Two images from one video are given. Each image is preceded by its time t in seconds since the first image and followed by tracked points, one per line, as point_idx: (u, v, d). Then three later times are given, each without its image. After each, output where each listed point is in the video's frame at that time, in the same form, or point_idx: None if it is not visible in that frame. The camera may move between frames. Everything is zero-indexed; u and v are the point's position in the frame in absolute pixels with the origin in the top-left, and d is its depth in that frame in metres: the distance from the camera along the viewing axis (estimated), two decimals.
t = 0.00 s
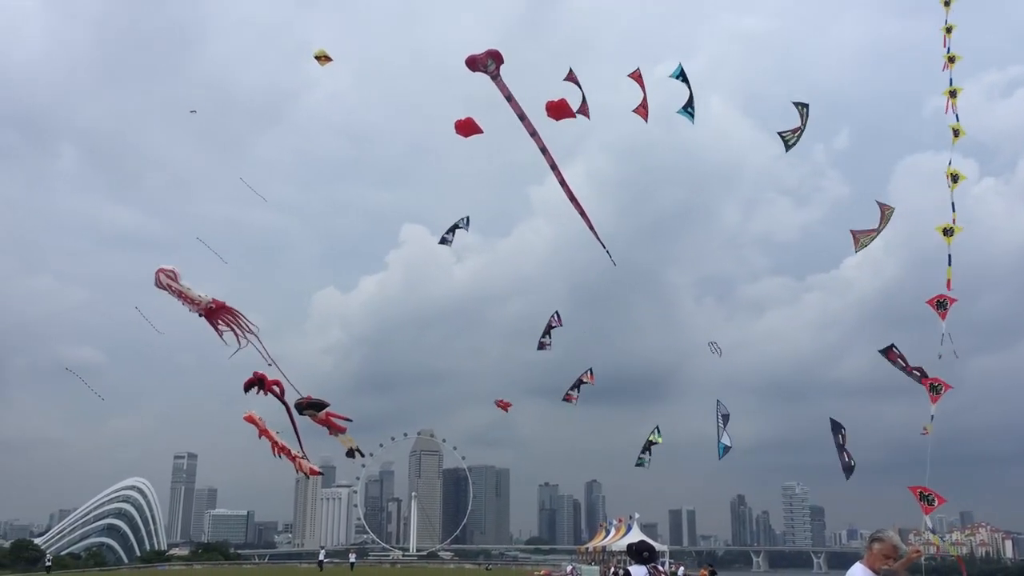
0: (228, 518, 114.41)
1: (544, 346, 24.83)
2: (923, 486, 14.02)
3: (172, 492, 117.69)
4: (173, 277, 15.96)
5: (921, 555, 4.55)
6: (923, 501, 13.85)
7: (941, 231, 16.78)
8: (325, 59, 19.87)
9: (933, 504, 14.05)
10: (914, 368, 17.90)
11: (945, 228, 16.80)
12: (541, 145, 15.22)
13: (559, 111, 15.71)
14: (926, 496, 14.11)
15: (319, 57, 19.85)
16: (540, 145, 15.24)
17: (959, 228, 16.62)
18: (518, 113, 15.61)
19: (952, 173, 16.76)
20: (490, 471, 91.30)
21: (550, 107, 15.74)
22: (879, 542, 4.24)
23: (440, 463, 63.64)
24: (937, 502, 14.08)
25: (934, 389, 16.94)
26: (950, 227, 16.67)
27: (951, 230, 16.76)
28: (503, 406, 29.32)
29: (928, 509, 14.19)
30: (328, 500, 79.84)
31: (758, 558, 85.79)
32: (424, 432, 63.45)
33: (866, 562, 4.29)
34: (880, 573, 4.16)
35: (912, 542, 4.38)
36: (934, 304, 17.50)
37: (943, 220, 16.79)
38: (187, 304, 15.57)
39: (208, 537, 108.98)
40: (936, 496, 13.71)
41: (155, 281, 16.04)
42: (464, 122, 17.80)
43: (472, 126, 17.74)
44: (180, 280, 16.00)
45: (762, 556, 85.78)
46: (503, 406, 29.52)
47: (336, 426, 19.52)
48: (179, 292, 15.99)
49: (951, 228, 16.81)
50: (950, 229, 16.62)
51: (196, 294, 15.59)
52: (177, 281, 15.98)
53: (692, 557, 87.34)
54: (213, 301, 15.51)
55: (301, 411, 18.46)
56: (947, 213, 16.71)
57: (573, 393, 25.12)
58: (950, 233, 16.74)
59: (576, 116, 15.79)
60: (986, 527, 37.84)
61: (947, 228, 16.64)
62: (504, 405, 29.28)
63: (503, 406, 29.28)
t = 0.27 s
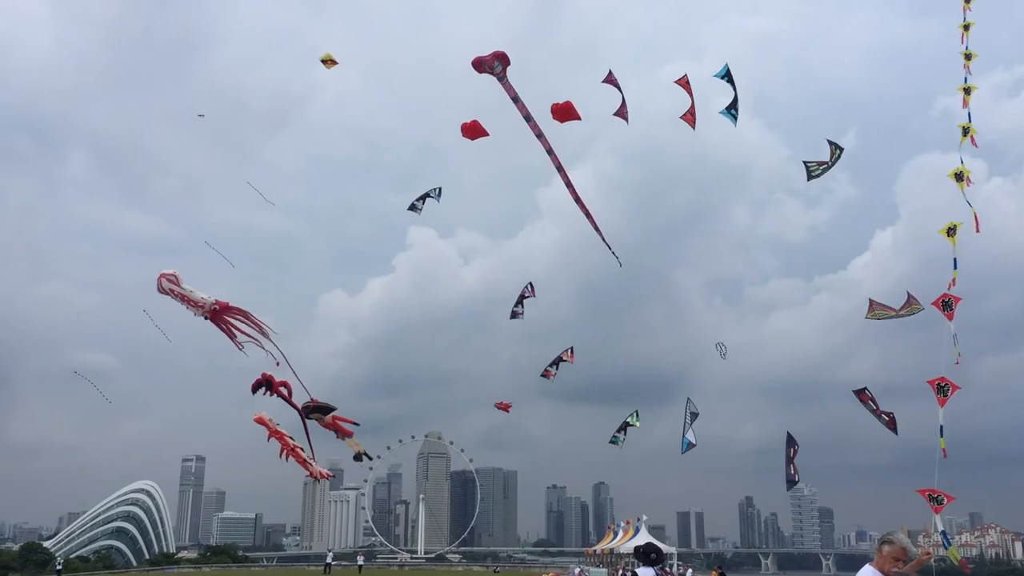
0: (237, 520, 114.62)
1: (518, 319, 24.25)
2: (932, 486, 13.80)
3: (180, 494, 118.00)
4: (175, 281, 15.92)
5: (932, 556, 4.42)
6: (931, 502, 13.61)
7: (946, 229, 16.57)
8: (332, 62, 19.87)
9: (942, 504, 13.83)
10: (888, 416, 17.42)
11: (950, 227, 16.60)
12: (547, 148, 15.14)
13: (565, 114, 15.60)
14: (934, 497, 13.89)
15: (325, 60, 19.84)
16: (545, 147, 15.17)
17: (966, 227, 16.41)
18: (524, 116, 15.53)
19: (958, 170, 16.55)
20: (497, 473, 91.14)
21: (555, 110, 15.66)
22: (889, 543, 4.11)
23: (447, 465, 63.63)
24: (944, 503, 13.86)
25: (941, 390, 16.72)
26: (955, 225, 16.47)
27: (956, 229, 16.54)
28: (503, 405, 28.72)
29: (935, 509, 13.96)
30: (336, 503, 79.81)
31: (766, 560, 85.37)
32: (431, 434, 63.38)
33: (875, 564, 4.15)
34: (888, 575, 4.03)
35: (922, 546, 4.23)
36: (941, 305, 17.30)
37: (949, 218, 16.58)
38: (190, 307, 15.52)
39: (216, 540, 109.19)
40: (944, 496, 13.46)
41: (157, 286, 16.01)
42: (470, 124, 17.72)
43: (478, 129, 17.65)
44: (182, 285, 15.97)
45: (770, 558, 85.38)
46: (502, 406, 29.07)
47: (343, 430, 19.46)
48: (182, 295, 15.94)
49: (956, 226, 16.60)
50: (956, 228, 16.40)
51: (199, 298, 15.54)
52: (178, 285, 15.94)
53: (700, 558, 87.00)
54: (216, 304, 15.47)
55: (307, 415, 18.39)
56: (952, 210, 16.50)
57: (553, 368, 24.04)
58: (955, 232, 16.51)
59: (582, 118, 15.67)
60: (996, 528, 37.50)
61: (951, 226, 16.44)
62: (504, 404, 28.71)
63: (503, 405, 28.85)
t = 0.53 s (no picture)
0: (247, 524, 114.82)
1: (488, 285, 23.39)
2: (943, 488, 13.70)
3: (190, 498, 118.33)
4: (179, 288, 15.93)
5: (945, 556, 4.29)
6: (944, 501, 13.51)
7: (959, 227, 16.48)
8: (338, 67, 19.85)
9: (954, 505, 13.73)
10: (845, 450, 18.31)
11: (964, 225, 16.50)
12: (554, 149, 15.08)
13: (569, 117, 15.55)
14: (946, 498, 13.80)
15: (332, 66, 19.83)
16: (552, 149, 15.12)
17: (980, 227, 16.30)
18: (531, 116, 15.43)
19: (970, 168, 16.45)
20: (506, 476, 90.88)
21: (560, 112, 15.61)
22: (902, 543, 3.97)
23: (456, 469, 63.50)
24: (956, 505, 13.78)
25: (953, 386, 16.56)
26: (969, 223, 16.36)
27: (970, 226, 16.42)
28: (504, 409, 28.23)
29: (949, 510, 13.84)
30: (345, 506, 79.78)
31: (776, 562, 84.86)
32: (440, 437, 63.22)
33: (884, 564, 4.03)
34: None
35: (932, 547, 4.10)
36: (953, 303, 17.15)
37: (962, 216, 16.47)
38: (193, 313, 15.51)
39: (226, 544, 109.39)
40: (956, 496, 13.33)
41: (162, 292, 16.03)
42: (478, 128, 17.65)
43: (484, 133, 17.58)
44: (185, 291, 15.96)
45: (780, 560, 84.90)
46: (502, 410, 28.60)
47: (351, 435, 19.41)
48: (185, 301, 15.94)
49: (971, 224, 16.49)
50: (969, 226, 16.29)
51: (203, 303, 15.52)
52: (182, 291, 15.94)
53: (709, 561, 86.62)
54: (220, 309, 15.44)
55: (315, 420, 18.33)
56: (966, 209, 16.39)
57: (533, 343, 23.90)
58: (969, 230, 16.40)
59: (587, 121, 15.59)
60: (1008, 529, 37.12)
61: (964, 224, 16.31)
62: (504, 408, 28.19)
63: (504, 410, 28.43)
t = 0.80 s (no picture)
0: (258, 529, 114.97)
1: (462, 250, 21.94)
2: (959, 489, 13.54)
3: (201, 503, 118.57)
4: (186, 294, 15.91)
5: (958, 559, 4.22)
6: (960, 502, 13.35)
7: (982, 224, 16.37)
8: (345, 73, 19.85)
9: (969, 507, 13.58)
10: (801, 479, 19.02)
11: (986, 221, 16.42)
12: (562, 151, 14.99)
13: (576, 120, 15.44)
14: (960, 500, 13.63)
15: (340, 72, 19.84)
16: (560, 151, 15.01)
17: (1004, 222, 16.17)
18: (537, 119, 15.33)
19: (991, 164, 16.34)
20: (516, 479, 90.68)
21: (566, 115, 15.50)
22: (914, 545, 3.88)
23: (466, 472, 63.37)
24: (971, 505, 13.64)
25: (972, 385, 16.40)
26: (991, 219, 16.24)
27: (994, 222, 16.30)
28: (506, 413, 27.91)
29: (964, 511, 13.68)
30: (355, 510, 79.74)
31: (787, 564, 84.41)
32: (450, 440, 63.11)
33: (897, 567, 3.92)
34: None
35: (944, 548, 3.99)
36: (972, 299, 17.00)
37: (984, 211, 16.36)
38: (198, 320, 15.50)
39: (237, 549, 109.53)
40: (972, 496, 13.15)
41: (170, 298, 16.02)
42: (484, 133, 17.60)
43: (491, 137, 17.53)
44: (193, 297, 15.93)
45: (792, 562, 84.47)
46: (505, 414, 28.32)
47: (360, 440, 19.38)
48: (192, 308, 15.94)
49: (994, 220, 16.39)
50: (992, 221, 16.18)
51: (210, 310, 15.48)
52: (189, 298, 15.91)
53: (720, 563, 86.17)
54: (225, 316, 15.40)
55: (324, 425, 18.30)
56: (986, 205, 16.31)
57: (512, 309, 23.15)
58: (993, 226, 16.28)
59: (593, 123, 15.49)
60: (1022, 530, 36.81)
61: (990, 220, 16.20)
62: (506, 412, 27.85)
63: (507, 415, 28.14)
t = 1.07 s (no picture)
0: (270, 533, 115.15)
1: (437, 213, 21.36)
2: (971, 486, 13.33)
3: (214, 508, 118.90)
4: (198, 300, 15.86)
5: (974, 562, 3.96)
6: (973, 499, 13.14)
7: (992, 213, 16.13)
8: (354, 78, 19.79)
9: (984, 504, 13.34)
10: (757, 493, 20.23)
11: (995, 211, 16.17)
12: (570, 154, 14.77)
13: (584, 122, 15.24)
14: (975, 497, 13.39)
15: (347, 76, 19.76)
16: (568, 153, 14.81)
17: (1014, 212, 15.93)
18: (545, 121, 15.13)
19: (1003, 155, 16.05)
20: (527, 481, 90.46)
21: (574, 118, 15.31)
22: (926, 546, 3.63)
23: (478, 475, 63.09)
24: (986, 502, 13.41)
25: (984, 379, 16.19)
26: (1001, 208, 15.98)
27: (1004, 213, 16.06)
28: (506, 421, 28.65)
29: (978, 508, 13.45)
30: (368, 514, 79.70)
31: (801, 566, 83.81)
32: (461, 444, 62.94)
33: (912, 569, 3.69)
34: None
35: (958, 547, 3.79)
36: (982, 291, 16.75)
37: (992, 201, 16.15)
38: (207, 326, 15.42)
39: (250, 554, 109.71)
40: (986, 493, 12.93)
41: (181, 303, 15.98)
42: (491, 136, 17.46)
43: (498, 140, 17.37)
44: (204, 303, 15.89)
45: (805, 563, 83.87)
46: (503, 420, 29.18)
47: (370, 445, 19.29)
48: (202, 314, 15.88)
49: (1004, 211, 16.15)
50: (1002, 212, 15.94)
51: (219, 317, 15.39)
52: (201, 303, 15.86)
53: (733, 565, 85.54)
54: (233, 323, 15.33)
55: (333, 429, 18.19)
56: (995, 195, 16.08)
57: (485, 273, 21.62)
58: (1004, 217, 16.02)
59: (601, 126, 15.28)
60: None
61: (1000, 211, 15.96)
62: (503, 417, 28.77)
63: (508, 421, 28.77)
